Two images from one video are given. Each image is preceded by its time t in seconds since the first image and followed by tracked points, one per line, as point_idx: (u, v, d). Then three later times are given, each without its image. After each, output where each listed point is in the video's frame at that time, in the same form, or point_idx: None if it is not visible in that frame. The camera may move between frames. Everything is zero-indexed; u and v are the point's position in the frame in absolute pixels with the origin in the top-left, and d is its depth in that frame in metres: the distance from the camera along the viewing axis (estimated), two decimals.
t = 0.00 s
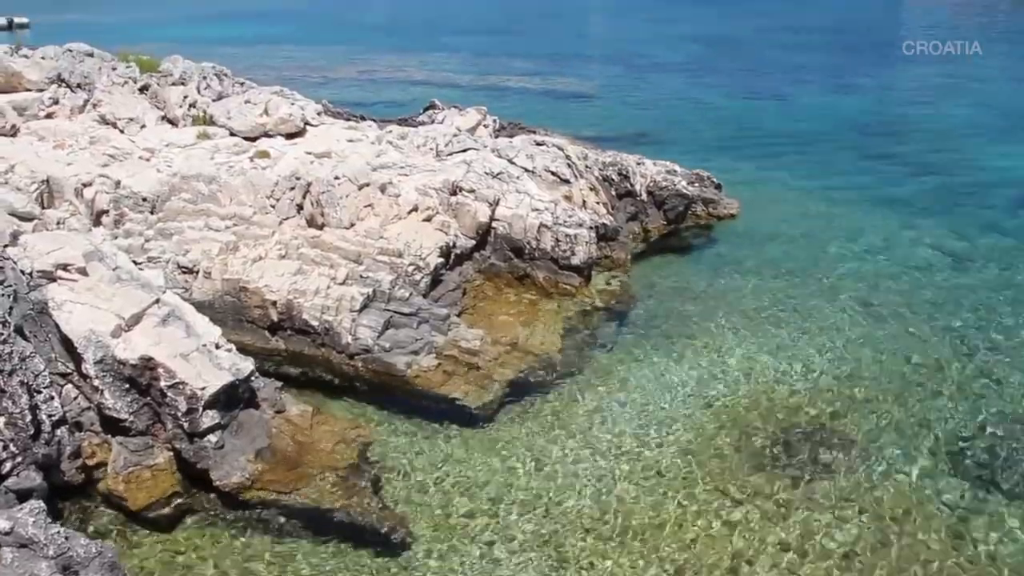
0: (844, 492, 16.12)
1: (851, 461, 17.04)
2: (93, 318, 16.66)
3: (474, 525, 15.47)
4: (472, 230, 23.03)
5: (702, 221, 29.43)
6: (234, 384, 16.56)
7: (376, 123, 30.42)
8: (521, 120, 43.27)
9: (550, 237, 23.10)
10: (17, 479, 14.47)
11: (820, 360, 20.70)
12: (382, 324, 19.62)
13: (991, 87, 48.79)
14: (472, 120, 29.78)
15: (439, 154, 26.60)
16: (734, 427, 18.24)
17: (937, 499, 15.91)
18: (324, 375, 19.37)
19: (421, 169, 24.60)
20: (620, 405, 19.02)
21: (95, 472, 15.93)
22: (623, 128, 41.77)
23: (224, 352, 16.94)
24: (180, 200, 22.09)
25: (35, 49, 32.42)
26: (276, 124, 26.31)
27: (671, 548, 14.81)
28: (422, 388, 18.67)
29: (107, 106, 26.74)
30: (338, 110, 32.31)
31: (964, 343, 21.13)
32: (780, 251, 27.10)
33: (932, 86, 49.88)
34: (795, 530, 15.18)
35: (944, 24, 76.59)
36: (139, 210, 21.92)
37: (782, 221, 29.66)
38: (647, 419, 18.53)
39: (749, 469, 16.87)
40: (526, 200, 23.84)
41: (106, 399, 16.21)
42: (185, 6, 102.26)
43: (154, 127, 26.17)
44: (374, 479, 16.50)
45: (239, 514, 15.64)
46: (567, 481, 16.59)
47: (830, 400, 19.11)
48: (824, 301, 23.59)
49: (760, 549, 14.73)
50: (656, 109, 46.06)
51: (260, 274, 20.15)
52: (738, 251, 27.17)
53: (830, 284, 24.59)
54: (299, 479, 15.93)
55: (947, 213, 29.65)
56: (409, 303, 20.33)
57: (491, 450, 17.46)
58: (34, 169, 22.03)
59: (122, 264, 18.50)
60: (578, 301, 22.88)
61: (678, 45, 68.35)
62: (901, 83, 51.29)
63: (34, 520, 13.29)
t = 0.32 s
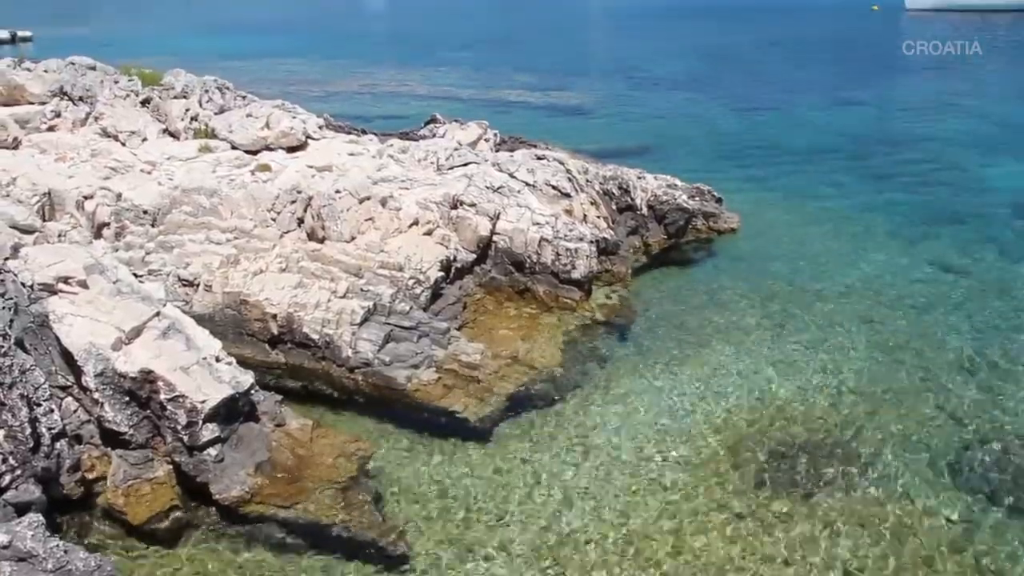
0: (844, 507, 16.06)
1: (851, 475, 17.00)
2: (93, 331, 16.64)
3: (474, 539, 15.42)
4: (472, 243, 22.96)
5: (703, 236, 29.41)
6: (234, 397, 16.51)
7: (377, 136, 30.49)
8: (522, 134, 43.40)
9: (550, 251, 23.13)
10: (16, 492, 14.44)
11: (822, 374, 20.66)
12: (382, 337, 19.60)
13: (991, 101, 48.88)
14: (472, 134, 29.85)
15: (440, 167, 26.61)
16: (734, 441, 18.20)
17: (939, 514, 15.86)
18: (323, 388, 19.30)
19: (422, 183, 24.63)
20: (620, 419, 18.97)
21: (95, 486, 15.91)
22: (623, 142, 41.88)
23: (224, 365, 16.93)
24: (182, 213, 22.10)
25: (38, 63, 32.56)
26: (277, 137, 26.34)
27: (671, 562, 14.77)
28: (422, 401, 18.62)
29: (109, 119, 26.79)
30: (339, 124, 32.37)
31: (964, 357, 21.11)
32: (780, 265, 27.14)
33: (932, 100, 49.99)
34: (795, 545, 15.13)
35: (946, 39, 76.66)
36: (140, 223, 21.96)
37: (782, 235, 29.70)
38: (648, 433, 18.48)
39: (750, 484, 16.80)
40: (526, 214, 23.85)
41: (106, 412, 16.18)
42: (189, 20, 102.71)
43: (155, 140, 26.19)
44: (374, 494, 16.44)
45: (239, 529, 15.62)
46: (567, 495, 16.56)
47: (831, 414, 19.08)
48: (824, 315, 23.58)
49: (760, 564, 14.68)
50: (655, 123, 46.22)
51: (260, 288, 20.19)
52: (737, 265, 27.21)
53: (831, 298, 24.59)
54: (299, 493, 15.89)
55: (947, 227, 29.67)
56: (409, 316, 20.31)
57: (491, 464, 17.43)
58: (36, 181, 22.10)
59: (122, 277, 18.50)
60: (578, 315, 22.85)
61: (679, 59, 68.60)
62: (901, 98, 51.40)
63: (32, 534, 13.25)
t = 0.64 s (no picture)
0: (844, 521, 16.03)
1: (852, 488, 16.98)
2: (94, 343, 16.65)
3: (474, 552, 15.40)
4: (473, 256, 22.96)
5: (703, 249, 29.36)
6: (234, 410, 16.47)
7: (378, 150, 30.56)
8: (523, 147, 43.50)
9: (550, 264, 23.12)
10: (15, 504, 14.45)
11: (822, 387, 20.63)
12: (383, 351, 19.62)
13: (991, 114, 49.02)
14: (474, 147, 29.90)
15: (441, 180, 26.64)
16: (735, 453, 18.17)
17: (940, 527, 15.84)
18: (324, 401, 19.33)
19: (423, 196, 24.64)
20: (622, 432, 18.93)
21: (95, 499, 15.91)
22: (623, 155, 42.00)
23: (224, 378, 16.88)
24: (183, 226, 22.14)
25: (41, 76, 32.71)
26: (278, 150, 26.36)
27: None
28: (422, 415, 18.65)
29: (110, 131, 26.85)
30: (340, 137, 32.40)
31: (965, 371, 21.11)
32: (780, 278, 27.17)
33: (932, 113, 50.14)
34: (794, 559, 15.12)
35: (945, 52, 76.95)
36: (141, 236, 21.99)
37: (782, 248, 29.75)
38: (647, 445, 18.47)
39: (751, 497, 16.77)
40: (527, 227, 23.84)
41: (106, 424, 16.18)
42: (192, 32, 103.25)
43: (156, 152, 26.22)
44: (373, 507, 16.43)
45: (236, 542, 15.62)
46: (566, 508, 16.53)
47: (831, 427, 19.06)
48: (824, 328, 23.61)
49: None
50: (655, 136, 46.36)
51: (261, 300, 20.24)
52: (737, 278, 27.26)
53: (831, 311, 24.60)
54: (298, 506, 15.89)
55: (946, 241, 29.71)
56: (409, 329, 20.31)
57: (492, 477, 17.39)
58: (37, 194, 22.17)
59: (124, 289, 18.53)
60: (578, 328, 22.85)
61: (678, 72, 68.91)
62: (901, 110, 51.54)
63: (31, 547, 13.26)
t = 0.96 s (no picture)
0: (845, 532, 16.04)
1: (853, 500, 16.96)
2: (94, 355, 16.67)
3: (476, 565, 15.39)
4: (474, 269, 23.02)
5: (704, 261, 29.37)
6: (234, 423, 16.35)
7: (380, 162, 30.64)
8: (524, 159, 43.64)
9: (551, 277, 23.13)
10: (15, 517, 14.43)
11: (824, 399, 20.63)
12: (384, 363, 19.65)
13: (991, 128, 49.12)
14: (475, 159, 29.95)
15: (442, 193, 26.66)
16: (737, 465, 18.15)
17: (942, 540, 15.82)
18: (324, 413, 19.34)
19: (424, 209, 24.68)
20: (623, 444, 18.89)
21: (95, 513, 15.93)
22: (623, 168, 42.13)
23: (225, 391, 16.76)
24: (184, 238, 22.17)
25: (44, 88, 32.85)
26: (279, 162, 26.41)
27: None
28: (423, 428, 18.62)
29: (112, 143, 26.92)
30: (342, 149, 32.45)
31: (966, 383, 21.10)
32: (780, 290, 27.20)
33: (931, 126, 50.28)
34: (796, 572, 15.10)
35: (944, 65, 77.22)
36: (142, 247, 22.04)
37: (782, 260, 29.78)
38: (648, 457, 18.45)
39: (753, 510, 16.73)
40: (528, 240, 23.82)
41: (107, 437, 16.19)
42: (194, 45, 103.52)
43: (158, 165, 26.28)
44: (374, 519, 16.42)
45: (237, 555, 15.57)
46: (567, 519, 16.51)
47: (832, 439, 19.05)
48: (825, 340, 23.62)
49: None
50: (656, 148, 46.52)
51: (262, 312, 20.26)
52: (738, 290, 27.29)
53: (831, 324, 24.64)
54: (299, 519, 15.87)
55: (947, 253, 29.76)
56: (410, 342, 20.32)
57: (493, 490, 17.37)
58: (39, 206, 22.23)
59: (125, 302, 18.48)
60: (579, 340, 22.83)
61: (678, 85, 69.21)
62: (901, 123, 51.68)
63: (30, 560, 13.26)
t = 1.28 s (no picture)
0: (848, 544, 16.02)
1: (855, 513, 16.92)
2: (96, 367, 16.61)
3: None
4: (477, 280, 23.10)
5: (705, 273, 29.39)
6: (235, 435, 16.33)
7: (382, 175, 30.71)
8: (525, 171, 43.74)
9: (552, 289, 23.07)
10: (15, 529, 14.54)
11: (825, 412, 20.59)
12: (385, 375, 19.66)
13: (991, 139, 49.22)
14: (476, 172, 29.99)
15: (444, 206, 26.72)
16: (738, 478, 18.10)
17: (944, 554, 15.77)
18: (325, 427, 19.29)
19: (426, 221, 24.75)
20: (624, 457, 18.86)
21: (96, 525, 15.99)
22: (624, 179, 42.20)
23: (226, 403, 16.78)
24: (186, 250, 22.11)
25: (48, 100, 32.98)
26: (282, 175, 26.46)
27: None
28: (423, 441, 18.62)
29: (115, 155, 26.98)
30: (343, 162, 32.53)
31: (969, 396, 21.07)
32: (781, 302, 27.24)
33: (932, 138, 50.37)
34: None
35: (944, 76, 77.39)
36: (144, 259, 22.07)
37: (783, 272, 29.79)
38: (650, 469, 18.41)
39: (754, 523, 16.70)
40: (529, 251, 23.77)
41: (108, 449, 16.20)
42: (196, 57, 103.90)
43: (160, 177, 26.34)
44: (375, 532, 16.38)
45: (236, 567, 15.55)
46: (568, 533, 16.46)
47: (833, 451, 19.00)
48: (825, 352, 23.63)
49: None
50: (656, 159, 46.62)
51: (263, 324, 20.29)
52: (738, 302, 27.32)
53: (832, 335, 24.64)
54: (299, 531, 15.84)
55: (948, 265, 29.78)
56: (411, 354, 20.31)
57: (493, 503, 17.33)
58: (41, 218, 22.30)
59: (127, 314, 18.30)
60: (580, 352, 22.84)
61: (678, 96, 69.41)
62: (901, 135, 51.82)
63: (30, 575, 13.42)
